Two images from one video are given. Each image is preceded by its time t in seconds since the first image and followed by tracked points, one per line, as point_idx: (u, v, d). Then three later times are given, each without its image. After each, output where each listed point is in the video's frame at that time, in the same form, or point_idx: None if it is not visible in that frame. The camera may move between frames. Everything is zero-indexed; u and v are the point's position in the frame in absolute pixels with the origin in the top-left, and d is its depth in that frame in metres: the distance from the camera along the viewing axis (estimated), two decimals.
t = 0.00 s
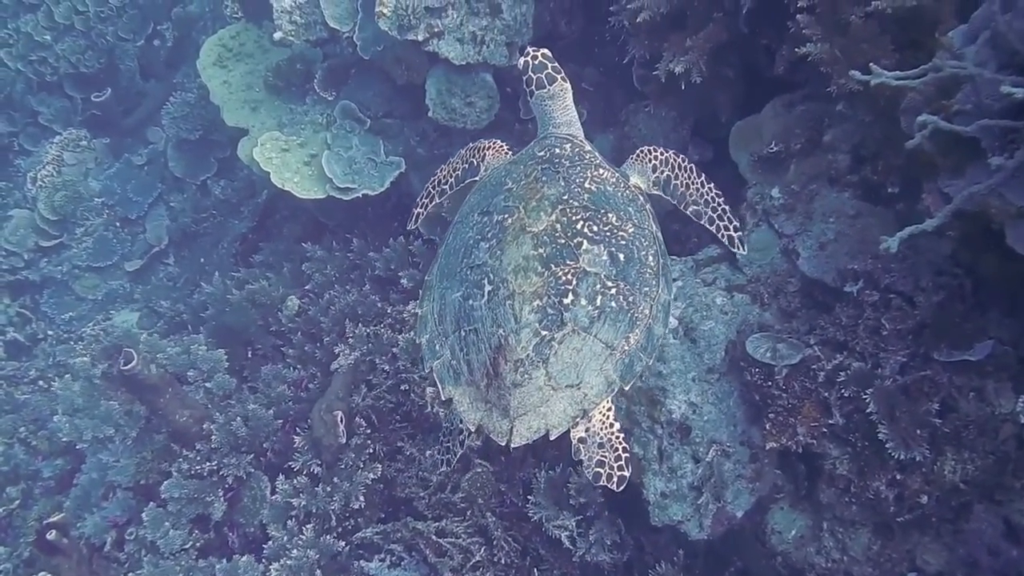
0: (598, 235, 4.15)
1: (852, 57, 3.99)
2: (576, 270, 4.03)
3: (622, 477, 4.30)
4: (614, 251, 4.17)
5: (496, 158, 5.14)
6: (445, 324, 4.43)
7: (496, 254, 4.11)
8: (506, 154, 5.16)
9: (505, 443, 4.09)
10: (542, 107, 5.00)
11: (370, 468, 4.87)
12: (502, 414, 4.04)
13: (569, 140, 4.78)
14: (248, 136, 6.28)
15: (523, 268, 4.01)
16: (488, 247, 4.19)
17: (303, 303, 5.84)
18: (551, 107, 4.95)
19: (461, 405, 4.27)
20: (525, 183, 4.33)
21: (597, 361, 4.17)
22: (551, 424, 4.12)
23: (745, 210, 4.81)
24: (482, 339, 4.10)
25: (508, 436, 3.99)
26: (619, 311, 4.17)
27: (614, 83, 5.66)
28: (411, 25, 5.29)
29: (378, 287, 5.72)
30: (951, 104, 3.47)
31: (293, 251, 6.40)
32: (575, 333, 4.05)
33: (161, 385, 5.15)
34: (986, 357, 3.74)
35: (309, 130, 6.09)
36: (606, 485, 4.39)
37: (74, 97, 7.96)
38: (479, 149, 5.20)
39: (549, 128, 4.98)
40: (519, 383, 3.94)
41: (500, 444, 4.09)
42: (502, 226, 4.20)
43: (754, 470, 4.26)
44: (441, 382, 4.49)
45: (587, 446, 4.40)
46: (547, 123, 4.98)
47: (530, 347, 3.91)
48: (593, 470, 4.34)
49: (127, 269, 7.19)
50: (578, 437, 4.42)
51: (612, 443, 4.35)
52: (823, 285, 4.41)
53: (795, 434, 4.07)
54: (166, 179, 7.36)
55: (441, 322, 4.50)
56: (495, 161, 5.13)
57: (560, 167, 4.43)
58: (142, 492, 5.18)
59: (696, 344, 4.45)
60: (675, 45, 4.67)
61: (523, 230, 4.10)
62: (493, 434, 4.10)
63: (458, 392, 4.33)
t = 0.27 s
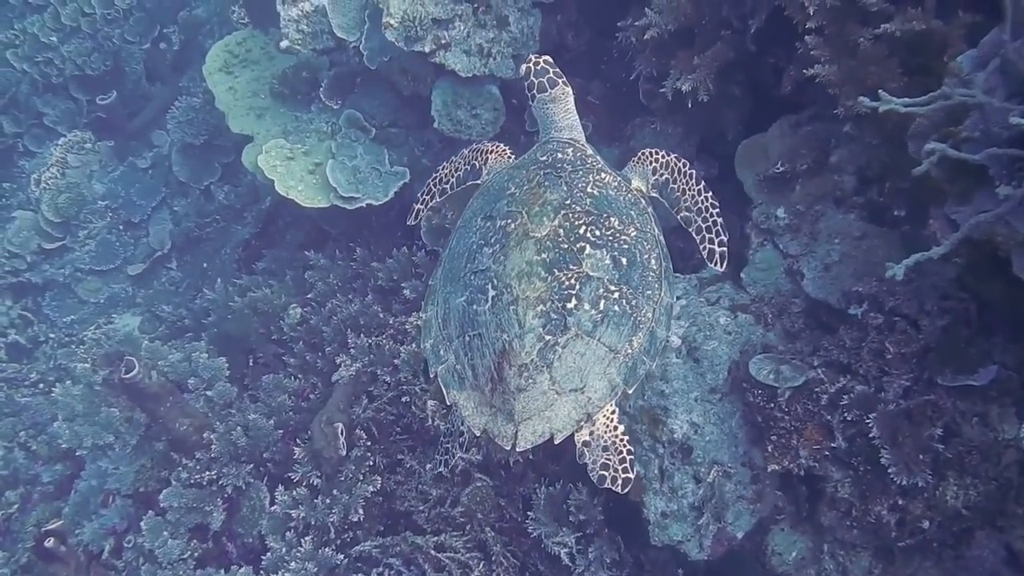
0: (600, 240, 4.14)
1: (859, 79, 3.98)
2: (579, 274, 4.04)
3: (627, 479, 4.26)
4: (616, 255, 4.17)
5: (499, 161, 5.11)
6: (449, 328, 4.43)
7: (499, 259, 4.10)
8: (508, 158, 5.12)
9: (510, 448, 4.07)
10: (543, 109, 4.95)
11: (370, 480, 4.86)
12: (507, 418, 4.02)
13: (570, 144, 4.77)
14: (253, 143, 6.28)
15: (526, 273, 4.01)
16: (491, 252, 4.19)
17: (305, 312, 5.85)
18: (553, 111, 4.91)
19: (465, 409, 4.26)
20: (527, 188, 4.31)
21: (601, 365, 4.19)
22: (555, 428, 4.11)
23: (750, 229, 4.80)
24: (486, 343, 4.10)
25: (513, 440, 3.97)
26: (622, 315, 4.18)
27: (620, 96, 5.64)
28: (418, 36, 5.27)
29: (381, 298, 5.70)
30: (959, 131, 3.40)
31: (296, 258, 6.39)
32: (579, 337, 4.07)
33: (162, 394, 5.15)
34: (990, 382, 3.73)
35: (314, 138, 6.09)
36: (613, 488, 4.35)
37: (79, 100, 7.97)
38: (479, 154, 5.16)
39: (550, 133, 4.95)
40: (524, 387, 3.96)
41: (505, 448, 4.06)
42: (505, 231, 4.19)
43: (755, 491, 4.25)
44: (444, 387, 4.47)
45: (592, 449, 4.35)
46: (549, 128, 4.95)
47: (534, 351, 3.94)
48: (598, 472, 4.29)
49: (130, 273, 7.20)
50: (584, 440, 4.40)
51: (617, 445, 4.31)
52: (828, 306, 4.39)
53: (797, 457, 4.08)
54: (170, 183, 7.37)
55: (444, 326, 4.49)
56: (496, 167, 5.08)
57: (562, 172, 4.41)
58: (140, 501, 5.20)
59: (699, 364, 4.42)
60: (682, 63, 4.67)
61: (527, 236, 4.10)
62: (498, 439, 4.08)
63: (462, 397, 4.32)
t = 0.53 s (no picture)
0: (600, 241, 4.15)
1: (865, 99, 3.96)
2: (579, 276, 4.05)
3: (627, 479, 4.26)
4: (615, 257, 4.18)
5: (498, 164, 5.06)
6: (450, 330, 4.43)
7: (499, 261, 4.11)
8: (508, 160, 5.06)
9: (511, 448, 4.07)
10: (542, 111, 4.95)
11: (369, 491, 4.88)
12: (508, 419, 4.03)
13: (570, 147, 4.76)
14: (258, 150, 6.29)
15: (526, 275, 4.01)
16: (491, 255, 4.19)
17: (308, 320, 5.86)
18: (551, 113, 4.92)
19: (467, 410, 4.26)
20: (527, 191, 4.32)
21: (601, 365, 4.19)
22: (555, 429, 4.11)
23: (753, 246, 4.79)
24: (487, 345, 4.10)
25: (515, 441, 3.98)
26: (621, 316, 4.19)
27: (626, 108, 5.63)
28: (424, 46, 5.27)
29: (383, 307, 5.72)
30: (963, 155, 3.42)
31: (299, 265, 6.41)
32: (579, 338, 4.08)
33: (163, 402, 5.22)
34: (992, 405, 3.71)
35: (318, 146, 6.08)
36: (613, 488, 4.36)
37: (86, 103, 8.00)
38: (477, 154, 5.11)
39: (549, 136, 4.97)
40: (525, 388, 3.96)
41: (507, 449, 4.07)
42: (505, 233, 4.20)
43: (755, 510, 4.24)
44: (446, 389, 4.46)
45: (592, 449, 4.38)
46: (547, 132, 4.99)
47: (535, 353, 3.94)
48: (597, 472, 4.30)
49: (134, 276, 7.20)
50: (584, 441, 4.44)
51: (617, 445, 4.33)
52: (830, 325, 4.37)
53: (798, 476, 4.07)
54: (175, 187, 7.40)
55: (446, 328, 4.50)
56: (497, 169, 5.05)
57: (562, 175, 4.42)
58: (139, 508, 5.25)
59: (700, 382, 4.37)
60: (688, 79, 4.65)
61: (527, 238, 4.11)
62: (500, 440, 4.08)
63: (464, 398, 4.31)
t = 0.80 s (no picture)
0: (599, 237, 4.19)
1: (869, 109, 3.93)
2: (578, 272, 4.09)
3: (629, 474, 4.32)
4: (614, 252, 4.22)
5: (499, 161, 5.07)
6: (452, 328, 4.47)
7: (499, 259, 4.15)
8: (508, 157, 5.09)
9: (514, 444, 4.11)
10: (542, 111, 4.99)
11: (373, 500, 4.89)
12: (510, 416, 4.07)
13: (567, 144, 4.79)
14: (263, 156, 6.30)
15: (526, 272, 4.04)
16: (491, 252, 4.23)
17: (313, 326, 5.87)
18: (550, 111, 4.95)
19: (469, 408, 4.30)
20: (525, 189, 4.36)
21: (602, 360, 4.22)
22: (558, 425, 4.15)
23: (758, 256, 4.77)
24: (489, 342, 4.14)
25: (517, 436, 4.02)
26: (621, 311, 4.22)
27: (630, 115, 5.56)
28: (428, 54, 5.24)
29: (387, 313, 5.73)
30: (968, 168, 3.40)
31: (303, 271, 6.44)
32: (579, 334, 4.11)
33: (168, 409, 5.29)
34: (997, 418, 3.64)
35: (323, 152, 6.09)
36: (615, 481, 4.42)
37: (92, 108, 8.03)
38: (479, 148, 5.11)
39: (547, 133, 5.00)
40: (527, 385, 4.00)
41: (510, 445, 4.10)
42: (504, 231, 4.24)
43: (758, 521, 4.22)
44: (448, 386, 4.50)
45: (593, 444, 4.40)
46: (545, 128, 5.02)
47: (536, 349, 3.97)
48: (599, 467, 4.38)
49: (139, 281, 7.27)
50: (585, 436, 4.45)
51: (618, 440, 4.36)
52: (835, 335, 4.34)
53: (801, 488, 4.05)
54: (181, 193, 7.44)
55: (447, 327, 4.54)
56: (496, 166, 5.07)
57: (560, 172, 4.46)
58: (145, 514, 5.29)
59: (704, 392, 4.40)
60: (692, 88, 4.63)
61: (525, 235, 4.15)
62: (503, 436, 4.12)
63: (466, 396, 4.35)
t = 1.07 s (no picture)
0: (598, 234, 4.24)
1: (873, 119, 3.89)
2: (578, 269, 4.13)
3: (633, 468, 4.32)
4: (614, 249, 4.26)
5: (501, 160, 5.08)
6: (454, 328, 4.53)
7: (500, 257, 4.20)
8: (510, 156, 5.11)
9: (518, 442, 4.15)
10: (542, 110, 5.00)
11: (377, 510, 4.90)
12: (513, 413, 4.11)
13: (564, 142, 4.82)
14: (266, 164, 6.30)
15: (526, 270, 4.11)
16: (491, 252, 4.29)
17: (317, 334, 5.91)
18: (549, 109, 4.94)
19: (473, 406, 4.34)
20: (524, 187, 4.42)
21: (603, 357, 4.25)
22: (561, 421, 4.17)
23: (762, 266, 4.75)
24: (490, 341, 4.18)
25: (521, 434, 4.06)
26: (622, 308, 4.26)
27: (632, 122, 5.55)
28: (431, 63, 5.24)
29: (391, 322, 5.74)
30: (972, 180, 3.37)
31: (308, 279, 6.49)
32: (580, 331, 4.14)
33: (172, 419, 5.44)
34: (1004, 430, 3.58)
35: (327, 160, 6.10)
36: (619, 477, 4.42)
37: (96, 115, 8.05)
38: (483, 144, 5.14)
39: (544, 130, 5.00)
40: (529, 381, 4.03)
41: (513, 443, 4.15)
42: (504, 230, 4.30)
43: (764, 532, 4.10)
44: (451, 385, 4.56)
45: (597, 440, 4.42)
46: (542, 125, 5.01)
47: (538, 346, 4.00)
48: (604, 462, 4.37)
49: (143, 289, 7.38)
50: (589, 432, 4.46)
51: (622, 435, 4.38)
52: (840, 346, 4.31)
53: (807, 501, 3.95)
54: (185, 200, 7.48)
55: (450, 326, 4.59)
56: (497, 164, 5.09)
57: (559, 171, 4.52)
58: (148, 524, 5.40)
59: (708, 404, 4.36)
60: (694, 98, 4.65)
61: (525, 233, 4.20)
62: (506, 434, 4.16)
63: (469, 394, 4.40)
